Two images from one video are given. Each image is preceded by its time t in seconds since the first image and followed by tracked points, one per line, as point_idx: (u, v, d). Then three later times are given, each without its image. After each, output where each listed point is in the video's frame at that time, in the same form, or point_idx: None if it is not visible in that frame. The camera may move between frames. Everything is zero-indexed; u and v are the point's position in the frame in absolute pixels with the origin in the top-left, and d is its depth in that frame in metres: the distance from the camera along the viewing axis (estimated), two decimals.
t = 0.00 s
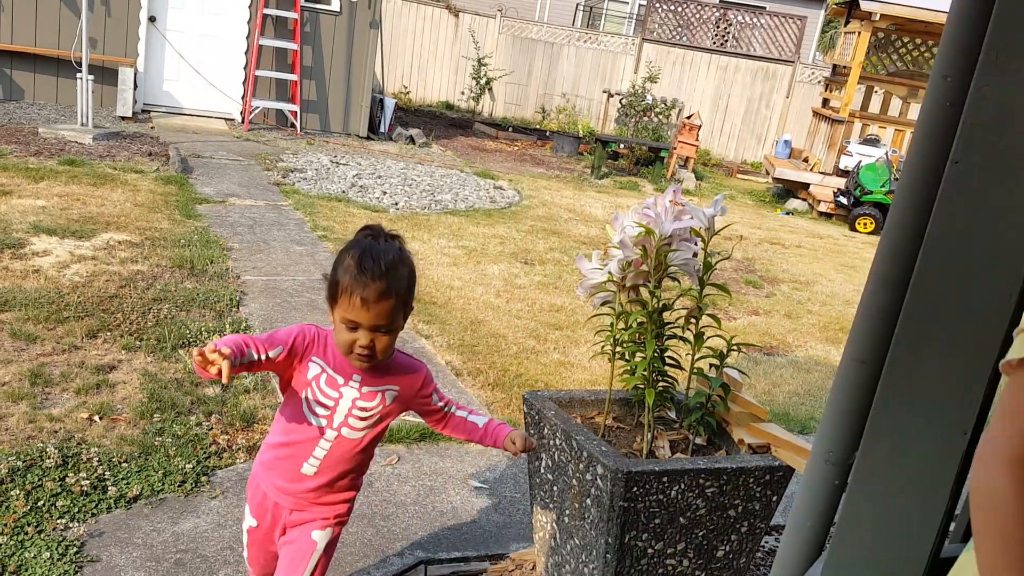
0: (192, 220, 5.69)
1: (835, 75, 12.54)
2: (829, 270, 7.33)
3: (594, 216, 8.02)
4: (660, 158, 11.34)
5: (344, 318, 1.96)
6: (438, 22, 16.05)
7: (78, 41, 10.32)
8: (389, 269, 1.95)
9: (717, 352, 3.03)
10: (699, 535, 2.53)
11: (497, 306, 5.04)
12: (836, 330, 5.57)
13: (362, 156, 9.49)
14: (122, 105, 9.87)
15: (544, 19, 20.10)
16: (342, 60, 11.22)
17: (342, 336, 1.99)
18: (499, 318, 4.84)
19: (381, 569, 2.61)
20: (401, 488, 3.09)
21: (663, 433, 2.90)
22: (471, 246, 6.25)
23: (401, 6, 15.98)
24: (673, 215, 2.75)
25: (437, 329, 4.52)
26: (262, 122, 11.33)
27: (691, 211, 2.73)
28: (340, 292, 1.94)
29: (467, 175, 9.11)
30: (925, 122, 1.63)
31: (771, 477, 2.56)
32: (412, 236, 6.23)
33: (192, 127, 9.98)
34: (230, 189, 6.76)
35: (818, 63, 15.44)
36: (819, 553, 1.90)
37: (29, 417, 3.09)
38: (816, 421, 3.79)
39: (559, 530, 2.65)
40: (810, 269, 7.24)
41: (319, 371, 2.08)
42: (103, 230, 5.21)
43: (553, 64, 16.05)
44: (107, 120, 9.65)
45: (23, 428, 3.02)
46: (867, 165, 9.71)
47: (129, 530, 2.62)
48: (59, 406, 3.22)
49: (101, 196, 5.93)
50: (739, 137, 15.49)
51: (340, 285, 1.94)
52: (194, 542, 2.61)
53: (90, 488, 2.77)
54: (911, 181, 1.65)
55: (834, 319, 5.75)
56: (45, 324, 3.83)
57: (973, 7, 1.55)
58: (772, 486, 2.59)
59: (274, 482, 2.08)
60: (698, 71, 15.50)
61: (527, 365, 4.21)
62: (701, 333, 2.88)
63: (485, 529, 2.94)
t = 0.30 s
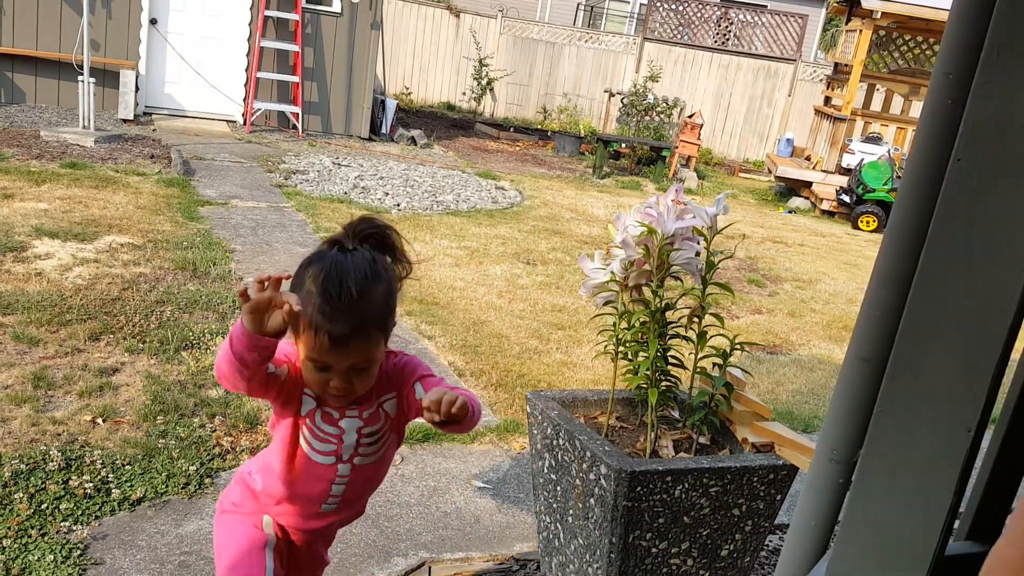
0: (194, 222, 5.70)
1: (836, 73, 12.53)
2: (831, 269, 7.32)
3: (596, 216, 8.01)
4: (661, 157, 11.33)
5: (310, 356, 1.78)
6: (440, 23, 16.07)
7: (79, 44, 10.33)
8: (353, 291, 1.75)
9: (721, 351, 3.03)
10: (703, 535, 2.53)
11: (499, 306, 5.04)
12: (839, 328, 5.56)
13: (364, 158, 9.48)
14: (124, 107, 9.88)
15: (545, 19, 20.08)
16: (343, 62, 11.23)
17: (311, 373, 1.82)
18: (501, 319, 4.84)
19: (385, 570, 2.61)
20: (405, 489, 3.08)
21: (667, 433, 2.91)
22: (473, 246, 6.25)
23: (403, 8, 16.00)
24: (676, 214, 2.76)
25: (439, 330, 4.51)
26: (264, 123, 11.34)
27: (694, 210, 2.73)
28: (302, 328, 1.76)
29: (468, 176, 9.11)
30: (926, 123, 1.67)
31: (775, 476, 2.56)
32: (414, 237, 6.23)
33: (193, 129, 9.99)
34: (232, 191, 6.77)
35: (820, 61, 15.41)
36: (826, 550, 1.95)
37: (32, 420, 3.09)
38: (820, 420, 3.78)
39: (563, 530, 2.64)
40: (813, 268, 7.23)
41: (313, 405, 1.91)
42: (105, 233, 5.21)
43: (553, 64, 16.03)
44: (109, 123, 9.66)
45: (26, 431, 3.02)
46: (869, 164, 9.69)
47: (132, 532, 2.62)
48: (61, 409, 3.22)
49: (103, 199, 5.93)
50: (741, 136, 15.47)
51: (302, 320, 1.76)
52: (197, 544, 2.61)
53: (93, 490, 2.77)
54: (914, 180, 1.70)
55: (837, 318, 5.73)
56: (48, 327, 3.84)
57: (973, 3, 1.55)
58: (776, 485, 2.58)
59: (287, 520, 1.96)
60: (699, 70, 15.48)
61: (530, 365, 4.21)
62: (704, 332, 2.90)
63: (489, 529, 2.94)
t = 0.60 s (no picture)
0: (194, 223, 5.70)
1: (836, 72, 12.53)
2: (831, 266, 7.32)
3: (596, 215, 8.02)
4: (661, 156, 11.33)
5: (421, 347, 1.53)
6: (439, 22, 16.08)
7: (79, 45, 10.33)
8: (455, 260, 1.54)
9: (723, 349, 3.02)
10: (704, 533, 2.53)
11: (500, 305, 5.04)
12: (839, 326, 5.56)
13: (363, 158, 9.48)
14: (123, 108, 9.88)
15: (544, 18, 20.08)
16: (342, 62, 11.23)
17: (415, 371, 1.56)
18: (502, 318, 4.84)
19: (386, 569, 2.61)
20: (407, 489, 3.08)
21: (668, 432, 2.91)
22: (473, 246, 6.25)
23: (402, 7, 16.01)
24: (676, 213, 2.74)
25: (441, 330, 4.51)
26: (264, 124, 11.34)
27: (694, 209, 2.71)
28: (412, 313, 1.51)
29: (468, 176, 9.11)
30: (926, 121, 1.67)
31: (776, 474, 2.55)
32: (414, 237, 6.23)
33: (193, 130, 10.00)
34: (232, 192, 6.77)
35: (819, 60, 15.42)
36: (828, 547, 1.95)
37: (34, 421, 3.09)
38: (821, 418, 3.78)
39: (565, 528, 2.65)
40: (813, 266, 7.22)
41: (404, 421, 1.63)
42: (106, 234, 5.21)
43: (553, 62, 16.02)
44: (109, 124, 9.66)
45: (27, 432, 3.02)
46: (869, 161, 9.69)
47: (135, 532, 2.63)
48: (63, 410, 3.22)
49: (103, 200, 5.93)
50: (741, 134, 15.47)
51: (411, 302, 1.51)
52: (199, 544, 2.61)
53: (95, 491, 2.77)
54: (914, 177, 1.70)
55: (838, 316, 5.73)
56: (49, 328, 3.84)
57: (971, 1, 1.55)
58: (778, 483, 2.58)
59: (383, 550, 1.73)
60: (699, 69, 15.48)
61: (531, 365, 4.21)
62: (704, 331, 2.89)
63: (490, 529, 2.94)
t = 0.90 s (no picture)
0: (191, 225, 5.71)
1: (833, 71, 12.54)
2: (828, 266, 7.33)
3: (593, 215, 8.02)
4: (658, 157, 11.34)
5: (668, 293, 1.42)
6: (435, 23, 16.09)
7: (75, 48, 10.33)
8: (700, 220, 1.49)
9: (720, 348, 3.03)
10: (701, 532, 2.53)
11: (497, 306, 5.05)
12: (835, 325, 5.57)
13: (360, 159, 9.49)
14: (121, 111, 9.89)
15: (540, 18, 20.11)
16: (339, 64, 11.25)
17: (653, 326, 1.43)
18: (499, 319, 4.84)
19: (384, 571, 2.61)
20: (404, 489, 3.08)
21: (665, 431, 2.93)
22: (470, 247, 6.25)
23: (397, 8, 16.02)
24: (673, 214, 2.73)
25: (437, 331, 4.52)
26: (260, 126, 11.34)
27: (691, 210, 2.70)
28: (661, 254, 1.42)
29: (465, 177, 9.12)
30: (921, 122, 1.67)
31: (773, 473, 2.55)
32: (411, 238, 6.24)
33: (190, 132, 10.00)
34: (229, 194, 6.77)
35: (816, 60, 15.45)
36: (824, 545, 1.96)
37: (30, 424, 3.09)
38: (818, 417, 3.79)
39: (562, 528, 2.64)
40: (809, 266, 7.23)
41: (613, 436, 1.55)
42: (102, 237, 5.21)
43: (549, 63, 16.03)
44: (106, 127, 9.67)
45: (24, 434, 3.03)
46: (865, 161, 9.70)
47: (131, 534, 2.63)
48: (59, 413, 3.23)
49: (100, 203, 5.94)
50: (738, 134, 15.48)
51: (658, 243, 1.42)
52: (196, 546, 2.61)
53: (91, 493, 2.77)
54: (910, 178, 1.70)
55: (835, 316, 5.74)
56: (45, 330, 3.84)
57: None
58: (775, 482, 2.57)
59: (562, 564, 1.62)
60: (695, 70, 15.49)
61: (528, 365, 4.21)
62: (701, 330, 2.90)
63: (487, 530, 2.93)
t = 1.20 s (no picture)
0: (164, 224, 5.67)
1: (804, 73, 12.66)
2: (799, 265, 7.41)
3: (568, 215, 8.06)
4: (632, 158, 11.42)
5: (847, 245, 1.28)
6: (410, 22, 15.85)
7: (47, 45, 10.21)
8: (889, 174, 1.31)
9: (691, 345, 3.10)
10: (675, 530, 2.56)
11: (472, 305, 5.07)
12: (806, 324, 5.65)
13: (334, 158, 9.47)
14: (93, 109, 9.79)
15: (515, 19, 20.13)
16: (313, 63, 11.21)
17: (831, 288, 1.30)
18: (474, 318, 4.86)
19: (358, 570, 2.62)
20: (378, 489, 3.09)
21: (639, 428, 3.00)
22: (445, 246, 6.27)
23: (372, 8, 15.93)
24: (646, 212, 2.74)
25: (412, 330, 4.53)
26: (234, 125, 11.27)
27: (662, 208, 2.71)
28: (837, 202, 1.27)
29: (440, 176, 9.12)
30: (888, 122, 1.73)
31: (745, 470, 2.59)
32: (386, 237, 6.24)
33: (163, 131, 9.93)
34: (203, 193, 6.73)
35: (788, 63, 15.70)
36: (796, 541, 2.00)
37: None
38: (789, 415, 3.84)
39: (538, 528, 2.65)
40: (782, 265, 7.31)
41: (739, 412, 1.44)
42: (74, 236, 5.17)
43: (524, 63, 16.06)
44: (77, 125, 9.56)
45: None
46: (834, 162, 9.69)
47: (104, 535, 2.62)
48: (30, 413, 3.20)
49: (71, 202, 5.88)
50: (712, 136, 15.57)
51: (832, 188, 1.27)
52: (169, 547, 2.61)
53: (63, 495, 2.76)
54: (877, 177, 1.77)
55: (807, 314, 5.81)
56: (15, 330, 3.81)
57: (934, 5, 1.62)
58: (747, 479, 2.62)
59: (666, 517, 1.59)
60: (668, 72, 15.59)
61: (502, 364, 4.23)
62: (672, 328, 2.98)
63: (462, 529, 2.94)
